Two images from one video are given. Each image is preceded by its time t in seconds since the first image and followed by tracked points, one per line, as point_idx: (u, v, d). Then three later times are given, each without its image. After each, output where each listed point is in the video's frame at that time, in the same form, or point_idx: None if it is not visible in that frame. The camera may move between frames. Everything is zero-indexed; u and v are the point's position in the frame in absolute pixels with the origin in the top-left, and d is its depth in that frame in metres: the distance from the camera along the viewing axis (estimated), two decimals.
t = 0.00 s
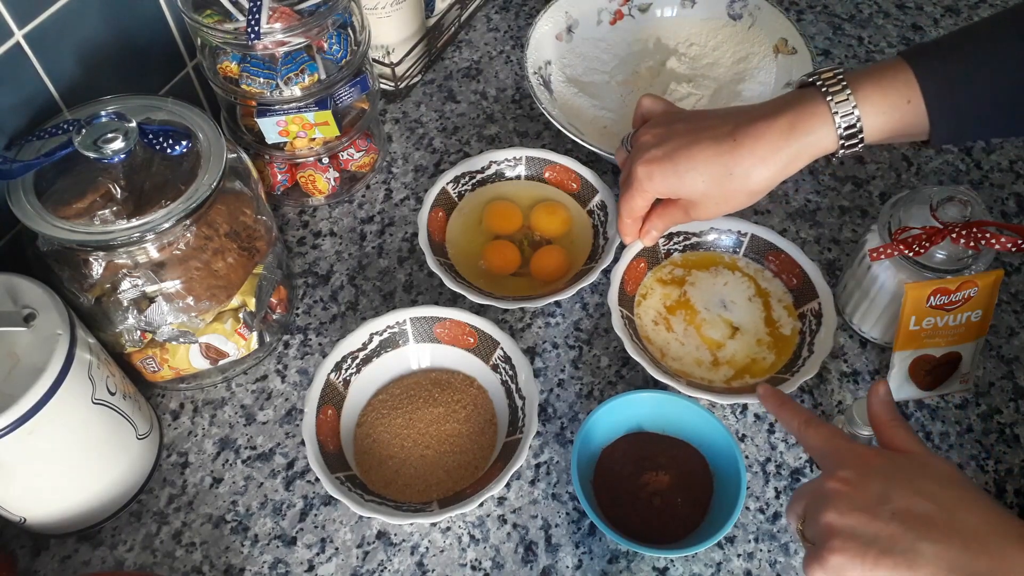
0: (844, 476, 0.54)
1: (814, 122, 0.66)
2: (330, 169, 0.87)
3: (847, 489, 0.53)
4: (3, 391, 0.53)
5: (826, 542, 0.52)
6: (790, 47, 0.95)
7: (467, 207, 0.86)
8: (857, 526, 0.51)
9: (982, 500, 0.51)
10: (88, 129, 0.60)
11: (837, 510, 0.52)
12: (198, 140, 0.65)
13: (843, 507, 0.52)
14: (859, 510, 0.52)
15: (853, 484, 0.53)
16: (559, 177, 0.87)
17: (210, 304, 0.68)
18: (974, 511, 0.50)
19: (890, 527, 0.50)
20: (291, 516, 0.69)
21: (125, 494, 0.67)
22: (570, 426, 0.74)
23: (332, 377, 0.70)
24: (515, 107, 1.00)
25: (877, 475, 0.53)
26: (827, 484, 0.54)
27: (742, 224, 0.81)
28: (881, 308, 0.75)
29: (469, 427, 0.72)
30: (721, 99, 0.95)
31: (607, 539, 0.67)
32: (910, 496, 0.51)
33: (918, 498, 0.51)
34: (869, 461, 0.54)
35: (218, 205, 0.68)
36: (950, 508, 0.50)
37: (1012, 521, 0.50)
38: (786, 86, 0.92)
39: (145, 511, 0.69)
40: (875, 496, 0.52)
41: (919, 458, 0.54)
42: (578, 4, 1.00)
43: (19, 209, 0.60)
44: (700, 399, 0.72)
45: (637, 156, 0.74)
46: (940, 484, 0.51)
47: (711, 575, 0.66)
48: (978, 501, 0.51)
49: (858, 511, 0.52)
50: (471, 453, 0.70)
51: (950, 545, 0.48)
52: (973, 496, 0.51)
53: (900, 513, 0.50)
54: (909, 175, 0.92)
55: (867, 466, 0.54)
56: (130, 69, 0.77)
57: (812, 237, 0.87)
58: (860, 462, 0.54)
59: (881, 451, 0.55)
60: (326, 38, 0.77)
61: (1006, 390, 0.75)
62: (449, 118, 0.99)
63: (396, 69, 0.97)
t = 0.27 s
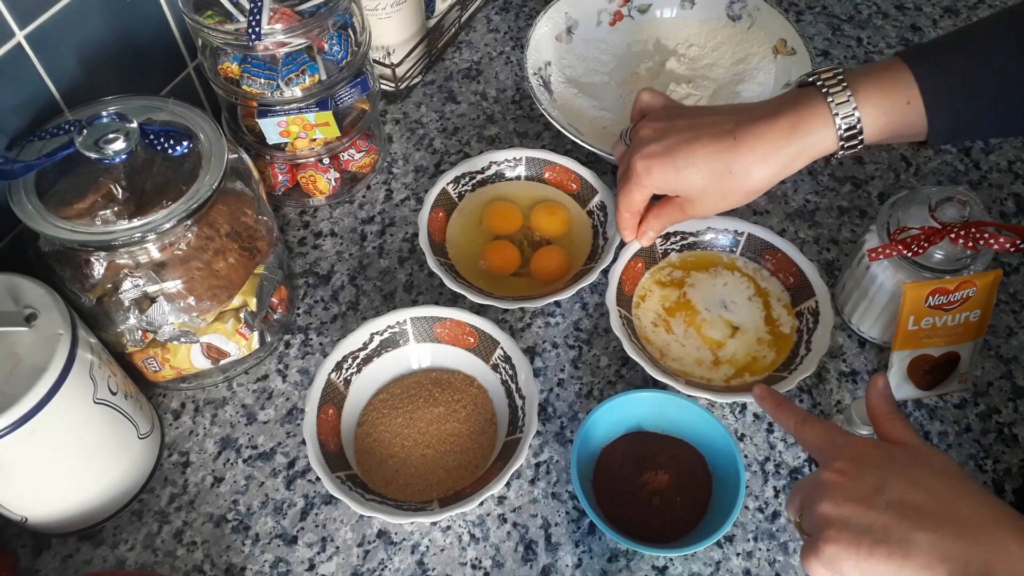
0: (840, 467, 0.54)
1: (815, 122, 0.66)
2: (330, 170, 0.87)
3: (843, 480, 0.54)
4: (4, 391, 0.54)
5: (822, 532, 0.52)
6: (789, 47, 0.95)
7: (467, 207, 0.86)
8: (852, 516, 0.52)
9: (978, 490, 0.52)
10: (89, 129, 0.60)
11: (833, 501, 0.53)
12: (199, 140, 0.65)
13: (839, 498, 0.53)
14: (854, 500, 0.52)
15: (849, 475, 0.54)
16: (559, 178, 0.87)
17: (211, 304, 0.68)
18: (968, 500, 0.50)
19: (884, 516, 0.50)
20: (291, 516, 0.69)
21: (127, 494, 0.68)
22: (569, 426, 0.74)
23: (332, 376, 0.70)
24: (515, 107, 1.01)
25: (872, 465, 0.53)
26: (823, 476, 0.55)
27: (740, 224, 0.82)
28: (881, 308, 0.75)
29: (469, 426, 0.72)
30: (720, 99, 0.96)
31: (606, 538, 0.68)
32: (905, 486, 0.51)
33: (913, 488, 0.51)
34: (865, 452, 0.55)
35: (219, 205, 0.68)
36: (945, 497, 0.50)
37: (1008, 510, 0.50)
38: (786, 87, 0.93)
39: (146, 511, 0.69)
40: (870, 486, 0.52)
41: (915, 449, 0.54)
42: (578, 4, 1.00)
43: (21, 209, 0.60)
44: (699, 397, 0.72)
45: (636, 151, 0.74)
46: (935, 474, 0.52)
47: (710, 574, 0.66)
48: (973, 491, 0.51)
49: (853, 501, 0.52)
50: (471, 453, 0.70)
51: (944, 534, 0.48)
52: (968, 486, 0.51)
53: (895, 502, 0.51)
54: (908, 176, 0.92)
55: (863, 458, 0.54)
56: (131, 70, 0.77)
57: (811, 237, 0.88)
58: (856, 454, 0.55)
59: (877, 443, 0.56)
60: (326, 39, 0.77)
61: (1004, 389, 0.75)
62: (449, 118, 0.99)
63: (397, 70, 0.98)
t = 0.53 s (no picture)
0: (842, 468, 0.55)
1: (835, 122, 0.67)
2: (330, 169, 0.87)
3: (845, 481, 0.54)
4: (3, 391, 0.54)
5: (824, 534, 0.53)
6: (790, 46, 0.95)
7: (467, 207, 0.86)
8: (853, 516, 0.52)
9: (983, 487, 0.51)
10: (88, 129, 0.60)
11: (834, 502, 0.53)
12: (198, 140, 0.65)
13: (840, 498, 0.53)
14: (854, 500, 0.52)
15: (850, 476, 0.54)
16: (559, 177, 0.87)
17: (210, 304, 0.68)
18: (971, 496, 0.50)
19: (884, 516, 0.50)
20: (291, 516, 0.69)
21: (126, 494, 0.67)
22: (570, 426, 0.74)
23: (332, 377, 0.70)
24: (515, 106, 1.00)
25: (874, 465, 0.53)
26: (825, 477, 0.55)
27: (740, 224, 0.81)
28: (881, 308, 0.75)
29: (469, 426, 0.72)
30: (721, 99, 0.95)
31: (607, 539, 0.67)
32: (906, 485, 0.51)
33: (914, 486, 0.51)
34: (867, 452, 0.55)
35: (218, 205, 0.68)
36: (946, 495, 0.50)
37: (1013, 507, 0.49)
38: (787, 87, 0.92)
39: (145, 511, 0.69)
40: (871, 486, 0.52)
41: (918, 447, 0.54)
42: (579, 3, 1.00)
43: (20, 209, 0.60)
44: (699, 398, 0.72)
45: (652, 145, 0.75)
46: (938, 473, 0.52)
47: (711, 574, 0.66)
48: (977, 488, 0.50)
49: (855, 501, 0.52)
50: (471, 453, 0.70)
51: (944, 532, 0.48)
52: (972, 483, 0.51)
53: (895, 502, 0.51)
54: (909, 175, 0.92)
55: (865, 458, 0.55)
56: (130, 69, 0.77)
57: (811, 237, 0.87)
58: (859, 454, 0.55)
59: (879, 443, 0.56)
60: (326, 38, 0.77)
61: (1006, 390, 0.75)
62: (449, 117, 0.99)
63: (397, 69, 0.97)
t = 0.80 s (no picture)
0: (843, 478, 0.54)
1: (924, 93, 0.63)
2: (330, 169, 0.87)
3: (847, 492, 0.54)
4: (3, 391, 0.54)
5: (825, 547, 0.53)
6: (790, 46, 0.95)
7: (467, 207, 0.86)
8: (852, 531, 0.52)
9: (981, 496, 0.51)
10: (88, 129, 0.60)
11: (835, 515, 0.53)
12: (198, 140, 0.65)
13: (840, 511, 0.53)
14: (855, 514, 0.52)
15: (851, 488, 0.54)
16: (559, 177, 0.87)
17: (210, 304, 0.68)
18: (970, 510, 0.50)
19: (884, 532, 0.50)
20: (291, 516, 0.69)
21: (126, 494, 0.67)
22: (570, 426, 0.74)
23: (332, 377, 0.70)
24: (515, 106, 1.01)
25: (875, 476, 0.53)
26: (825, 488, 0.55)
27: (740, 224, 0.81)
28: (881, 309, 0.75)
29: (469, 426, 0.72)
30: (720, 99, 0.95)
31: (607, 539, 0.67)
32: (906, 500, 0.51)
33: (913, 501, 0.51)
34: (868, 461, 0.55)
35: (218, 205, 0.68)
36: (946, 512, 0.50)
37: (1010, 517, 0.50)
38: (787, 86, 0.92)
39: (145, 511, 0.69)
40: (871, 500, 0.52)
41: (919, 455, 0.54)
42: (579, 3, 1.00)
43: (20, 209, 0.60)
44: (699, 398, 0.72)
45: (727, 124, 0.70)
46: (938, 485, 0.52)
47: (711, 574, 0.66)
48: (976, 499, 0.51)
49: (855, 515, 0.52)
50: (471, 453, 0.70)
51: (942, 551, 0.48)
52: (972, 493, 0.51)
53: (894, 518, 0.51)
54: (909, 175, 0.92)
55: (866, 467, 0.54)
56: (130, 69, 0.77)
57: (811, 237, 0.87)
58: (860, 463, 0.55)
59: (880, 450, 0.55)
60: (326, 38, 0.77)
61: (1006, 389, 0.75)
62: (449, 117, 0.99)
63: (397, 69, 0.97)
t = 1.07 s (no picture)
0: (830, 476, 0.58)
1: (939, 91, 0.71)
2: (330, 169, 0.87)
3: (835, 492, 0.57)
4: (3, 391, 0.54)
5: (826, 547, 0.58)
6: (790, 46, 0.95)
7: (467, 207, 0.86)
8: (842, 534, 0.56)
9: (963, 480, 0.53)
10: (88, 129, 0.60)
11: (826, 518, 0.57)
12: (199, 140, 0.65)
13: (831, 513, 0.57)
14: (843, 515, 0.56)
15: (837, 488, 0.57)
16: (560, 177, 0.87)
17: (210, 304, 0.68)
18: (947, 501, 0.52)
19: (869, 534, 0.54)
20: (291, 516, 0.69)
21: (126, 494, 0.67)
22: (570, 426, 0.74)
23: (332, 377, 0.70)
24: (515, 106, 1.01)
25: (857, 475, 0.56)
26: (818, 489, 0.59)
27: (740, 224, 0.82)
28: (881, 308, 0.75)
29: (469, 426, 0.72)
30: (720, 98, 0.95)
31: (607, 539, 0.67)
32: (883, 500, 0.54)
33: (890, 501, 0.54)
34: (851, 459, 0.57)
35: (218, 205, 0.68)
36: (921, 511, 0.52)
37: (990, 500, 0.51)
38: (787, 86, 0.92)
39: (145, 511, 0.69)
40: (853, 501, 0.56)
41: (898, 450, 0.56)
42: (579, 3, 1.00)
43: (20, 209, 0.60)
44: (699, 398, 0.72)
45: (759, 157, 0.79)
46: (916, 479, 0.54)
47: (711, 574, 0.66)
48: (954, 486, 0.52)
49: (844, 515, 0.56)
50: (471, 453, 0.70)
51: (917, 552, 0.51)
52: (949, 483, 0.52)
53: (874, 519, 0.54)
54: (909, 175, 0.92)
55: (849, 466, 0.57)
56: (130, 69, 0.77)
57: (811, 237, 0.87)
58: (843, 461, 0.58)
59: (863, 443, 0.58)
60: (326, 38, 0.77)
61: (1006, 390, 0.75)
62: (449, 117, 0.99)
63: (396, 69, 0.97)
